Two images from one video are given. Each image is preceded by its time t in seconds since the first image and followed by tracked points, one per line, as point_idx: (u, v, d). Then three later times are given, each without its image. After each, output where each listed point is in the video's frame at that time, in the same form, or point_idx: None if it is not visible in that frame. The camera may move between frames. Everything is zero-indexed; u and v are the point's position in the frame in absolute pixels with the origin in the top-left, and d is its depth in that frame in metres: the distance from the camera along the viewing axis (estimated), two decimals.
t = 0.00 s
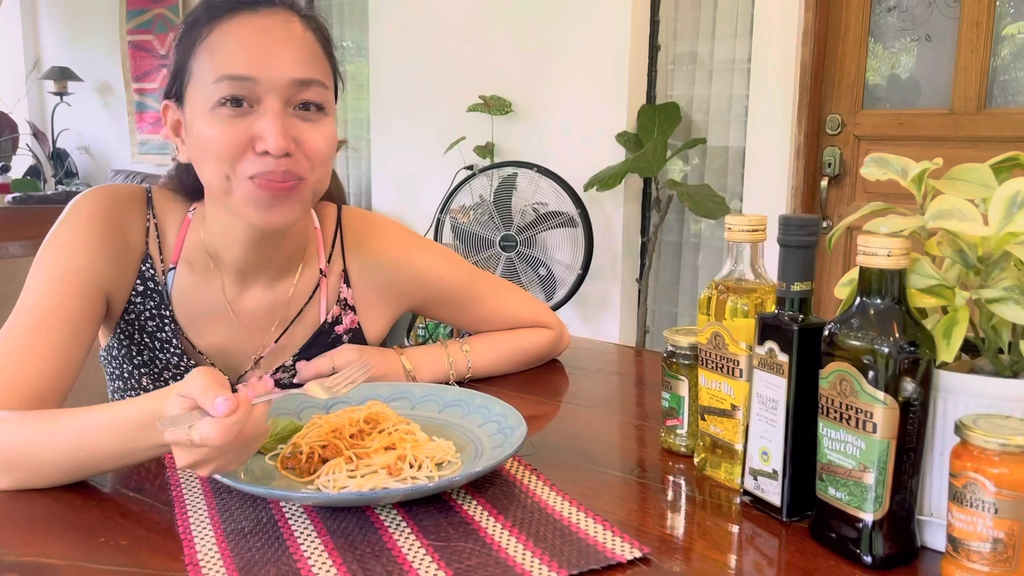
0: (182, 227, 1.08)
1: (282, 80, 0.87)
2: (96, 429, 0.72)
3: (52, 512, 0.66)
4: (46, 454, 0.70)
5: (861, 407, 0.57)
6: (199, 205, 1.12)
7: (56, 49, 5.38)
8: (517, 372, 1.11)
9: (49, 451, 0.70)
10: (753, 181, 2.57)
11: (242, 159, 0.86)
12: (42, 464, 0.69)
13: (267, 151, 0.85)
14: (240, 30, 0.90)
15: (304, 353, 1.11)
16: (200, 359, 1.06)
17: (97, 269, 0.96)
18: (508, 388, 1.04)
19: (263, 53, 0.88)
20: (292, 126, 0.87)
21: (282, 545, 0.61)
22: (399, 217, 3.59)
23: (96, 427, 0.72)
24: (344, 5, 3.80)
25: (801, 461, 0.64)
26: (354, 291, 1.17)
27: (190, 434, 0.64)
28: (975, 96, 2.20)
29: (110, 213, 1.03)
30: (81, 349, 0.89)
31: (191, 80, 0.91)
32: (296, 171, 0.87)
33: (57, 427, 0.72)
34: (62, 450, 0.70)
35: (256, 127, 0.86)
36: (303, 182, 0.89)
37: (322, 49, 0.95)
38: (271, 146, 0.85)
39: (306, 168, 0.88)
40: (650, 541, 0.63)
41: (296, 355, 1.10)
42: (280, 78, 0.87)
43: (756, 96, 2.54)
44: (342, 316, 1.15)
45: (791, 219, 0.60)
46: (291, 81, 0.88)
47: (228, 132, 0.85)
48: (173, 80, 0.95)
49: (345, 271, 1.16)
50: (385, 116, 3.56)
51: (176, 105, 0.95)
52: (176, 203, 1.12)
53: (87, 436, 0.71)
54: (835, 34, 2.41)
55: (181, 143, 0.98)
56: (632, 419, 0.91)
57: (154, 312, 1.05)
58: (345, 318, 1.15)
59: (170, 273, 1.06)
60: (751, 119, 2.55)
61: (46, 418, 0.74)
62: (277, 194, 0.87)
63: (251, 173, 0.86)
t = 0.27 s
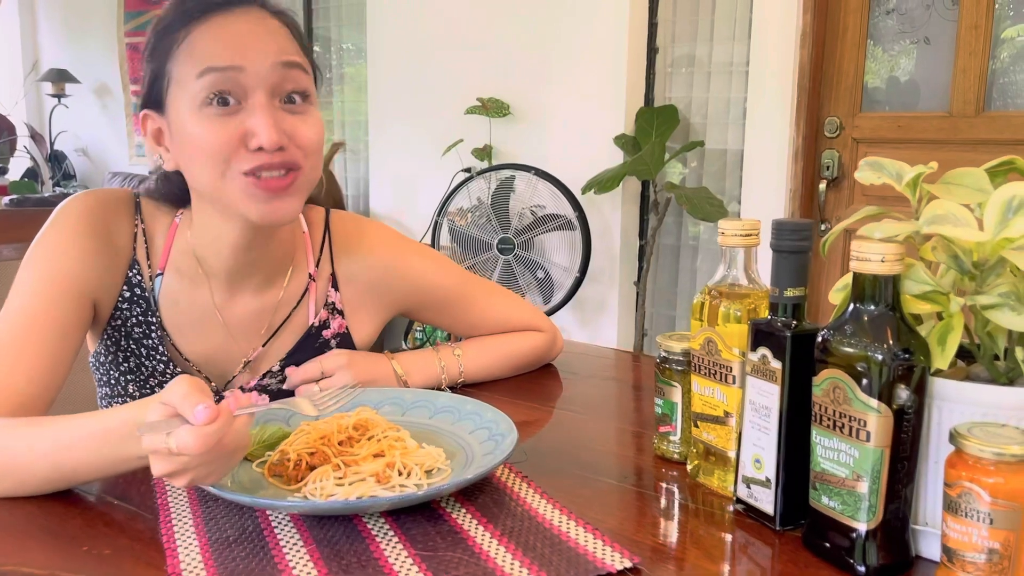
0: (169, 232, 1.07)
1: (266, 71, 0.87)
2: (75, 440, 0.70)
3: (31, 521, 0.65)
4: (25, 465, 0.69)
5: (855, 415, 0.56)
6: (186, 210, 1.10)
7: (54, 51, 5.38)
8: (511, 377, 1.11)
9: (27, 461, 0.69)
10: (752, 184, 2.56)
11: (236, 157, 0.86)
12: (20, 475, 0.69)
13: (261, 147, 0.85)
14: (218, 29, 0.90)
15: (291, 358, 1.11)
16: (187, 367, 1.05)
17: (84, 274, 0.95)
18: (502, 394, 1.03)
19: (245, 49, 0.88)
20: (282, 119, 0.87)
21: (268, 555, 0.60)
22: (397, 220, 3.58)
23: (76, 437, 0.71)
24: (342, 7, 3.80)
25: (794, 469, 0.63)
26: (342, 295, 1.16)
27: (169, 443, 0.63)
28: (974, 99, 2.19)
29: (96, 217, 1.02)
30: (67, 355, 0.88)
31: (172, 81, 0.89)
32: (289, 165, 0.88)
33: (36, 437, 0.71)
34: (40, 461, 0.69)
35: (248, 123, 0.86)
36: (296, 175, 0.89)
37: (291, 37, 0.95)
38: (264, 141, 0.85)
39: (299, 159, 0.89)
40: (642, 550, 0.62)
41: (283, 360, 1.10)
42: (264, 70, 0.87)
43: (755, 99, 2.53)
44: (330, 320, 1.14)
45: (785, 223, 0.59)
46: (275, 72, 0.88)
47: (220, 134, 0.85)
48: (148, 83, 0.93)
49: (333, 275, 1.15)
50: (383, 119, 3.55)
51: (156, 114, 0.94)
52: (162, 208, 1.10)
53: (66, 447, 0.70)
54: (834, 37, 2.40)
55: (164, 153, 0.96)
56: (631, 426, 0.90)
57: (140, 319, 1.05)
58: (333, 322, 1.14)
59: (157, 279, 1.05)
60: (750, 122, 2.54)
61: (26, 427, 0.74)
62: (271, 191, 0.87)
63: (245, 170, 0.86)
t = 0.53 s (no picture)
0: (156, 235, 1.06)
1: (246, 73, 0.86)
2: (54, 448, 0.69)
3: (15, 531, 0.64)
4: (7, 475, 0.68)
5: (856, 424, 0.55)
6: (171, 210, 1.09)
7: (54, 53, 5.38)
8: (507, 382, 1.10)
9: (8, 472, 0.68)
10: (752, 187, 2.55)
11: (214, 160, 0.85)
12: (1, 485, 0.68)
13: (238, 150, 0.84)
14: (201, 28, 0.89)
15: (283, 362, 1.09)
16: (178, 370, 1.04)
17: (71, 279, 0.94)
18: (498, 399, 1.03)
19: (226, 49, 0.87)
20: (261, 122, 0.86)
21: (259, 566, 0.59)
22: (396, 222, 3.57)
23: (56, 445, 0.70)
24: (342, 9, 3.79)
25: (795, 478, 0.62)
26: (331, 297, 1.15)
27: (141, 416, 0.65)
28: (975, 101, 2.18)
29: (82, 221, 1.01)
30: (55, 362, 0.88)
31: (154, 80, 0.89)
32: (266, 169, 0.87)
33: (16, 446, 0.70)
34: (21, 471, 0.68)
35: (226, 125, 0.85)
36: (273, 182, 0.88)
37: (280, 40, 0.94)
38: (242, 145, 0.84)
39: (278, 165, 0.88)
40: (639, 561, 0.61)
41: (275, 366, 1.09)
42: (244, 73, 0.86)
43: (754, 101, 2.52)
44: (320, 322, 1.13)
45: (785, 229, 0.58)
46: (256, 74, 0.87)
47: (196, 136, 0.84)
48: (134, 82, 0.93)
49: (323, 277, 1.15)
50: (382, 121, 3.55)
51: (141, 111, 0.92)
52: (148, 211, 1.09)
53: (47, 455, 0.69)
54: (834, 40, 2.39)
55: (149, 149, 0.95)
56: (630, 432, 0.89)
57: (130, 322, 1.03)
58: (324, 324, 1.13)
59: (145, 283, 1.04)
60: (750, 124, 2.53)
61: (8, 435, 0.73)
62: (250, 196, 0.87)
63: (224, 175, 0.85)
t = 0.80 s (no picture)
0: (154, 241, 1.06)
1: (255, 80, 0.86)
2: (51, 457, 0.69)
3: (11, 541, 0.63)
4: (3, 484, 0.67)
5: (860, 434, 0.55)
6: (170, 216, 1.09)
7: (55, 53, 5.38)
8: (508, 388, 1.09)
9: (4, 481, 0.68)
10: (753, 190, 2.55)
11: (223, 166, 0.85)
12: None
13: (246, 155, 0.84)
14: (208, 34, 0.89)
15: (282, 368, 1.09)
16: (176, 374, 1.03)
17: (70, 285, 0.94)
18: (499, 405, 1.02)
19: (234, 56, 0.87)
20: (270, 130, 0.86)
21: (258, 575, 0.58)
22: (397, 224, 3.57)
23: (52, 454, 0.69)
24: (343, 10, 3.80)
25: (798, 487, 0.61)
26: (331, 302, 1.15)
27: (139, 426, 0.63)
28: (977, 104, 2.18)
29: (81, 227, 1.00)
30: (53, 368, 0.87)
31: (157, 87, 0.89)
32: (275, 175, 0.87)
33: (12, 456, 0.70)
34: (17, 480, 0.67)
35: (233, 131, 0.85)
36: (283, 188, 0.88)
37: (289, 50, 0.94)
38: (252, 150, 0.84)
39: (286, 171, 0.88)
40: (641, 571, 0.60)
41: (274, 371, 1.08)
42: (254, 79, 0.86)
43: (756, 104, 2.52)
44: (320, 327, 1.13)
45: (789, 237, 0.57)
46: (265, 82, 0.87)
47: (203, 142, 0.84)
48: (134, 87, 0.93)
49: (323, 283, 1.14)
50: (383, 122, 3.54)
51: (141, 116, 0.92)
52: (147, 216, 1.09)
53: (44, 464, 0.68)
54: (836, 42, 2.39)
55: (150, 156, 0.95)
56: (631, 439, 0.89)
57: (129, 327, 1.03)
58: (323, 329, 1.13)
59: (144, 287, 1.03)
60: (752, 127, 2.53)
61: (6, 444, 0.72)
62: (259, 201, 0.86)
63: (233, 180, 0.85)
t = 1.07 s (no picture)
0: (167, 240, 1.07)
1: (290, 112, 0.87)
2: (74, 455, 0.71)
3: (37, 536, 0.65)
4: (27, 481, 0.69)
5: (863, 436, 0.56)
6: (184, 217, 1.10)
7: (59, 53, 5.40)
8: (514, 389, 1.11)
9: (28, 478, 0.69)
10: (756, 191, 2.56)
11: (247, 191, 0.87)
12: (21, 491, 0.69)
13: (272, 184, 0.86)
14: (247, 58, 0.88)
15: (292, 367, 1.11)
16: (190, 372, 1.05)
17: (85, 287, 0.95)
18: (505, 406, 1.04)
19: (271, 85, 0.86)
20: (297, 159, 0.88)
21: (276, 571, 0.60)
22: (400, 224, 3.58)
23: (76, 451, 0.71)
24: (347, 11, 3.81)
25: (801, 487, 0.63)
26: (341, 302, 1.16)
27: (173, 422, 0.64)
28: (978, 107, 2.19)
29: (95, 229, 1.02)
30: (69, 368, 0.88)
31: (191, 100, 0.89)
32: (296, 202, 0.89)
33: (35, 455, 0.71)
34: (40, 477, 0.69)
35: (261, 159, 0.86)
36: (302, 211, 0.90)
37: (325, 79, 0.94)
38: (278, 180, 0.86)
39: (307, 197, 0.90)
40: (650, 569, 0.62)
41: (284, 371, 1.11)
42: (288, 114, 0.86)
43: (758, 106, 2.53)
44: (330, 327, 1.14)
45: (794, 243, 0.59)
46: (299, 116, 0.87)
47: (231, 167, 0.86)
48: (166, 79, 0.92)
49: (332, 284, 1.16)
50: (387, 123, 3.56)
51: (166, 117, 0.93)
52: (160, 216, 1.10)
53: (67, 461, 0.70)
54: (838, 45, 2.40)
55: (171, 158, 0.96)
56: (635, 439, 0.90)
57: (143, 326, 1.04)
58: (333, 329, 1.14)
59: (157, 287, 1.05)
60: (754, 129, 2.54)
61: (29, 443, 0.74)
62: (279, 226, 0.89)
63: (256, 204, 0.88)
